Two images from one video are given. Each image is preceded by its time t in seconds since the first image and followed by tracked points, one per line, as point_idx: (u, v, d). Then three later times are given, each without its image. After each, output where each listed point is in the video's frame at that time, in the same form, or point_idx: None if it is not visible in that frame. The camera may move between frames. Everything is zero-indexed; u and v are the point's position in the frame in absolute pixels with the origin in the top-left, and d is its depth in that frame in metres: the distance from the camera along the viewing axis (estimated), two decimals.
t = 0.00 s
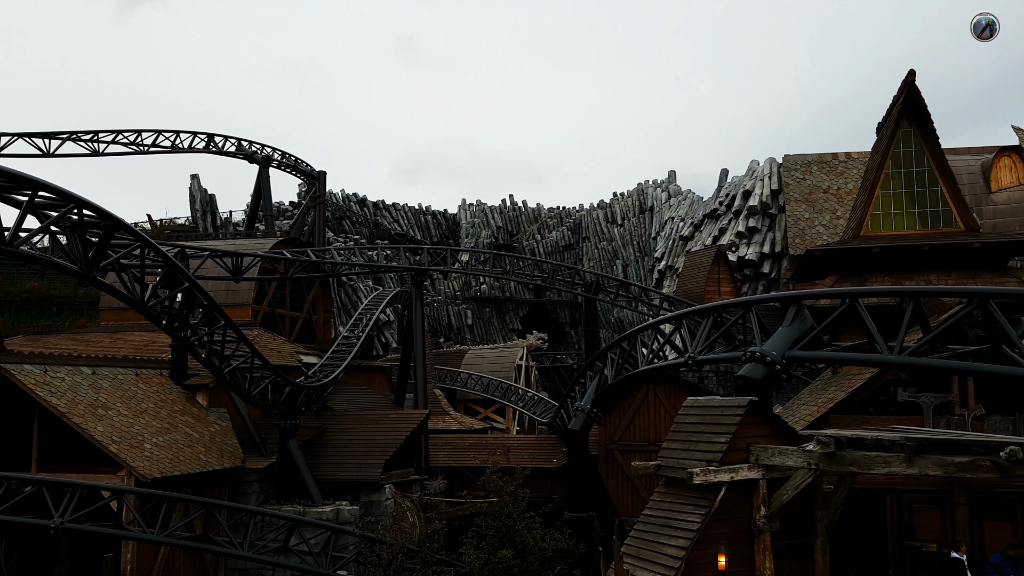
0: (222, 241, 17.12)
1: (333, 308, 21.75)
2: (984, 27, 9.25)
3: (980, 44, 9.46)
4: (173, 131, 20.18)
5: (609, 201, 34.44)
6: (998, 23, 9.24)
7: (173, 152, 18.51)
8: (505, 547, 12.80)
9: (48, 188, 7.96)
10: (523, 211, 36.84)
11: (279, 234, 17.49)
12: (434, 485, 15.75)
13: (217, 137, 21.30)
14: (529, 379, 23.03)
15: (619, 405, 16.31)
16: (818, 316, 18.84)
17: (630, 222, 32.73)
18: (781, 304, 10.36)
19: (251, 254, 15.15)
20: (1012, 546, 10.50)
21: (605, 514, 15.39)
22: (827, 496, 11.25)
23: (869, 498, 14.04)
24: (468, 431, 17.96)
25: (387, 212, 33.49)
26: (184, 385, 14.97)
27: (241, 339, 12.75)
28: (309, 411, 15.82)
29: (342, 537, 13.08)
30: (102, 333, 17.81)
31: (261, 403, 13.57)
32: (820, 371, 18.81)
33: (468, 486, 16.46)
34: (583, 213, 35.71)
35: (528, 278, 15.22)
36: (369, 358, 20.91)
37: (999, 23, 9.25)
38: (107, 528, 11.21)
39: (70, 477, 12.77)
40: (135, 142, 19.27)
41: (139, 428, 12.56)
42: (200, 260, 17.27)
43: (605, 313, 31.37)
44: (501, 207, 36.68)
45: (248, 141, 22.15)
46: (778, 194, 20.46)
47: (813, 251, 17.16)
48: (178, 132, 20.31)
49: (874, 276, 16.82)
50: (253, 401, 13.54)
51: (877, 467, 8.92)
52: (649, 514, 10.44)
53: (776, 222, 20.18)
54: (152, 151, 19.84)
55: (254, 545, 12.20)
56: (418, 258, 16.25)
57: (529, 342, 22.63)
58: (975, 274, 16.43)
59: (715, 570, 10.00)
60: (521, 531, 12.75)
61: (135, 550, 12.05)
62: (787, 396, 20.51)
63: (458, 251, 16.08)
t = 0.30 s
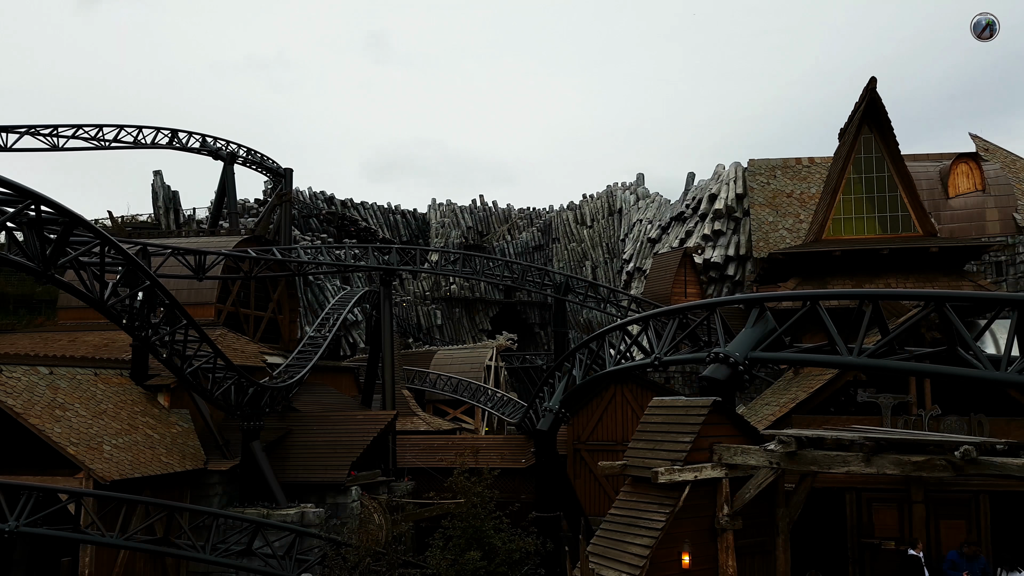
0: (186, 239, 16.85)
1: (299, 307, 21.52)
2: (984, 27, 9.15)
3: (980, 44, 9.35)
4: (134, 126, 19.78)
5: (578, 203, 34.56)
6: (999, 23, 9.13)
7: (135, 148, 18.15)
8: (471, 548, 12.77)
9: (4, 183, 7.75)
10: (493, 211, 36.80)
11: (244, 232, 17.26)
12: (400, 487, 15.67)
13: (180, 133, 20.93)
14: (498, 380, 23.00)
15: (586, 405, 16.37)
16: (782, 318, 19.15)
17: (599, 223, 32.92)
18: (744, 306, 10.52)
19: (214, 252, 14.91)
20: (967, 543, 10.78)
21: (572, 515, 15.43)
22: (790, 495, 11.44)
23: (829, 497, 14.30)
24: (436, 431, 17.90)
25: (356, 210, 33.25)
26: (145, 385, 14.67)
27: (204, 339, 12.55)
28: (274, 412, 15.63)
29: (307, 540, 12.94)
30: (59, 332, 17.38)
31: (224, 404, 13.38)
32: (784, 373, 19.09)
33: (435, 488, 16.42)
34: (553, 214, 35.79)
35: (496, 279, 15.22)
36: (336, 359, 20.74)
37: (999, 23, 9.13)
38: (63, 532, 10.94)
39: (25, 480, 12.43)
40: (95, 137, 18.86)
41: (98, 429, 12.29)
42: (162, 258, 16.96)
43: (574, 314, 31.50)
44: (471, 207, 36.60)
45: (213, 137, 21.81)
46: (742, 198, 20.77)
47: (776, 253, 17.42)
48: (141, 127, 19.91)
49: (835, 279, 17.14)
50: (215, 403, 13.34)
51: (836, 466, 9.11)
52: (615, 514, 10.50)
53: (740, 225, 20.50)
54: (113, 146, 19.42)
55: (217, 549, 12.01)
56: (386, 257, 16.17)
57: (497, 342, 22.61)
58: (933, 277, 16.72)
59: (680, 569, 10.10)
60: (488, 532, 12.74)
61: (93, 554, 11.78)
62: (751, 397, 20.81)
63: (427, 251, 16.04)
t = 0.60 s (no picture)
0: (141, 236, 16.47)
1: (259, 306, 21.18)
2: (984, 27, 9.50)
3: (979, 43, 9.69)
4: (89, 119, 19.27)
5: (544, 203, 34.62)
6: (998, 23, 9.51)
7: (90, 142, 17.70)
8: (432, 549, 12.71)
9: None
10: (458, 211, 36.69)
11: (201, 229, 16.94)
12: (362, 488, 15.53)
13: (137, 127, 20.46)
14: (462, 381, 22.90)
15: (550, 405, 16.42)
16: (742, 319, 19.45)
17: (564, 224, 33.05)
18: (703, 308, 10.67)
19: (171, 249, 14.60)
20: (917, 539, 11.02)
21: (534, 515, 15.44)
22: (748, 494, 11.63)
23: (786, 496, 14.59)
24: (399, 432, 17.79)
25: (319, 208, 32.89)
26: (98, 386, 14.28)
27: (159, 338, 12.26)
28: (231, 413, 15.36)
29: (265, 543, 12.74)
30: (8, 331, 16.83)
31: (179, 405, 13.13)
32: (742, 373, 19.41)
33: (397, 489, 16.32)
34: (518, 215, 35.81)
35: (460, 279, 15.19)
36: (297, 359, 20.47)
37: (998, 23, 9.52)
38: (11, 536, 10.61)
39: None
40: (48, 130, 18.33)
41: (48, 430, 11.94)
42: (116, 254, 16.55)
43: (539, 315, 31.56)
44: (437, 206, 36.44)
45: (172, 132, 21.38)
46: (703, 202, 21.03)
47: (735, 256, 17.70)
48: (95, 120, 19.41)
49: (792, 281, 17.47)
50: (171, 403, 13.07)
51: (791, 464, 9.30)
52: (577, 514, 10.54)
53: (702, 228, 20.73)
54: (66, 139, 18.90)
55: (172, 552, 11.76)
56: (348, 256, 16.03)
57: (461, 343, 22.50)
58: (887, 280, 17.14)
59: (640, 568, 10.13)
60: (449, 533, 12.69)
61: (42, 559, 11.43)
62: (712, 397, 21.08)
63: (391, 250, 15.94)
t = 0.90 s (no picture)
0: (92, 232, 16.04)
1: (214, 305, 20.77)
2: (985, 27, 9.06)
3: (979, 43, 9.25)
4: (37, 111, 18.69)
5: (506, 203, 34.67)
6: (998, 24, 9.07)
7: (39, 134, 17.17)
8: (390, 551, 12.61)
9: None
10: (420, 210, 36.48)
11: (155, 225, 16.57)
12: (319, 490, 15.35)
13: (88, 120, 19.91)
14: (423, 381, 22.79)
15: (510, 405, 16.42)
16: (699, 320, 19.73)
17: (526, 225, 33.12)
18: (661, 309, 10.82)
19: (123, 246, 14.24)
20: (867, 536, 11.29)
21: (492, 516, 15.44)
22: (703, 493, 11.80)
23: (740, 494, 14.86)
24: (357, 433, 17.63)
25: (277, 206, 32.41)
26: (46, 386, 13.84)
27: (109, 337, 11.96)
28: (185, 414, 15.05)
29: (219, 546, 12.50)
30: None
31: (130, 405, 12.83)
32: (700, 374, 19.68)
33: (354, 490, 16.17)
34: (480, 215, 35.76)
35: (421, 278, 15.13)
36: (253, 358, 20.15)
37: (999, 23, 9.07)
38: None
39: None
40: None
41: None
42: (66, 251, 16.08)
43: (501, 315, 31.56)
44: (398, 205, 36.17)
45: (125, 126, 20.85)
46: (663, 204, 21.30)
47: (693, 258, 17.95)
48: (44, 113, 18.83)
49: (747, 284, 17.76)
50: (121, 404, 12.76)
51: (745, 462, 9.54)
52: (535, 514, 10.57)
53: (661, 230, 20.99)
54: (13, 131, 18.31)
55: (122, 557, 11.47)
56: (307, 254, 15.84)
57: (422, 343, 22.40)
58: (839, 283, 17.59)
59: (598, 567, 10.19)
60: (407, 535, 12.60)
61: None
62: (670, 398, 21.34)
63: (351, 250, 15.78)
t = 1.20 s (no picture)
0: (44, 228, 15.61)
1: (170, 303, 20.35)
2: (984, 27, 8.79)
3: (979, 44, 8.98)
4: None
5: (469, 203, 34.61)
6: (999, 24, 8.80)
7: None
8: (350, 553, 12.48)
9: None
10: (382, 209, 36.17)
11: (109, 222, 16.18)
12: (277, 492, 15.13)
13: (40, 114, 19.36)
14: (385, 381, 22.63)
15: (473, 405, 16.35)
16: (660, 321, 19.94)
17: (490, 225, 33.09)
18: (622, 310, 10.90)
19: (77, 243, 13.88)
20: (821, 534, 11.52)
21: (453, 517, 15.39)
22: (662, 492, 11.92)
23: (700, 493, 15.05)
24: (317, 434, 17.43)
25: (236, 203, 31.89)
26: None
27: (62, 337, 11.62)
28: (140, 414, 14.71)
29: (174, 549, 12.24)
30: None
31: (83, 406, 12.50)
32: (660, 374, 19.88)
33: (313, 492, 15.98)
34: (444, 215, 35.62)
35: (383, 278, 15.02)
36: (211, 358, 19.82)
37: (1000, 23, 8.80)
38: None
39: None
40: None
41: None
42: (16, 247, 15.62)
43: (463, 315, 31.47)
44: (360, 203, 35.82)
45: (78, 120, 20.31)
46: (624, 206, 21.51)
47: (653, 260, 18.12)
48: None
49: (707, 285, 17.99)
50: (74, 405, 12.44)
51: (703, 461, 9.66)
52: (497, 514, 10.56)
53: (623, 232, 21.19)
54: None
55: (74, 561, 11.15)
56: (266, 253, 15.60)
57: (384, 343, 22.24)
58: (796, 285, 17.92)
59: (559, 567, 10.22)
60: (368, 536, 12.50)
61: None
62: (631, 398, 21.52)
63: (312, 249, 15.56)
